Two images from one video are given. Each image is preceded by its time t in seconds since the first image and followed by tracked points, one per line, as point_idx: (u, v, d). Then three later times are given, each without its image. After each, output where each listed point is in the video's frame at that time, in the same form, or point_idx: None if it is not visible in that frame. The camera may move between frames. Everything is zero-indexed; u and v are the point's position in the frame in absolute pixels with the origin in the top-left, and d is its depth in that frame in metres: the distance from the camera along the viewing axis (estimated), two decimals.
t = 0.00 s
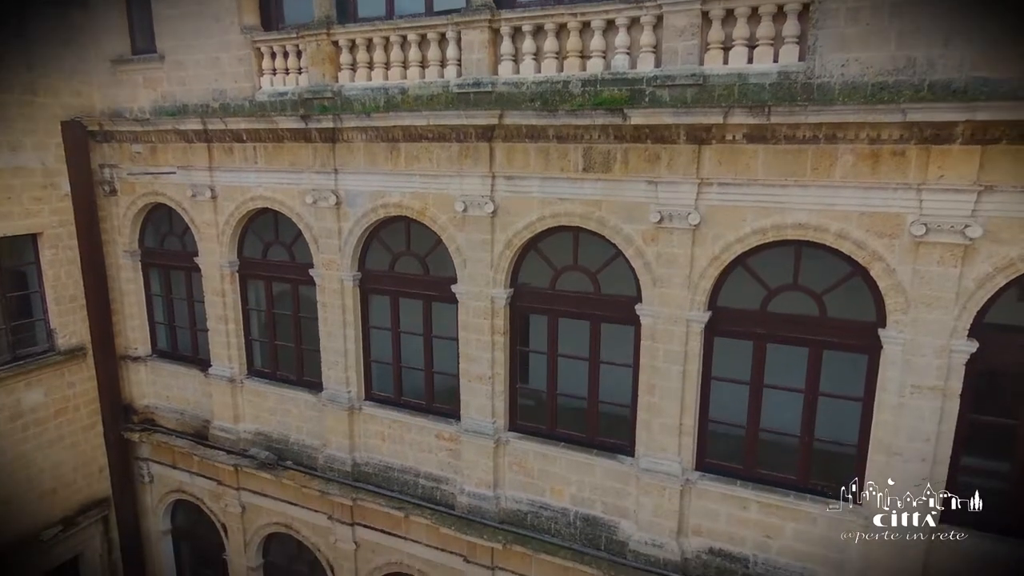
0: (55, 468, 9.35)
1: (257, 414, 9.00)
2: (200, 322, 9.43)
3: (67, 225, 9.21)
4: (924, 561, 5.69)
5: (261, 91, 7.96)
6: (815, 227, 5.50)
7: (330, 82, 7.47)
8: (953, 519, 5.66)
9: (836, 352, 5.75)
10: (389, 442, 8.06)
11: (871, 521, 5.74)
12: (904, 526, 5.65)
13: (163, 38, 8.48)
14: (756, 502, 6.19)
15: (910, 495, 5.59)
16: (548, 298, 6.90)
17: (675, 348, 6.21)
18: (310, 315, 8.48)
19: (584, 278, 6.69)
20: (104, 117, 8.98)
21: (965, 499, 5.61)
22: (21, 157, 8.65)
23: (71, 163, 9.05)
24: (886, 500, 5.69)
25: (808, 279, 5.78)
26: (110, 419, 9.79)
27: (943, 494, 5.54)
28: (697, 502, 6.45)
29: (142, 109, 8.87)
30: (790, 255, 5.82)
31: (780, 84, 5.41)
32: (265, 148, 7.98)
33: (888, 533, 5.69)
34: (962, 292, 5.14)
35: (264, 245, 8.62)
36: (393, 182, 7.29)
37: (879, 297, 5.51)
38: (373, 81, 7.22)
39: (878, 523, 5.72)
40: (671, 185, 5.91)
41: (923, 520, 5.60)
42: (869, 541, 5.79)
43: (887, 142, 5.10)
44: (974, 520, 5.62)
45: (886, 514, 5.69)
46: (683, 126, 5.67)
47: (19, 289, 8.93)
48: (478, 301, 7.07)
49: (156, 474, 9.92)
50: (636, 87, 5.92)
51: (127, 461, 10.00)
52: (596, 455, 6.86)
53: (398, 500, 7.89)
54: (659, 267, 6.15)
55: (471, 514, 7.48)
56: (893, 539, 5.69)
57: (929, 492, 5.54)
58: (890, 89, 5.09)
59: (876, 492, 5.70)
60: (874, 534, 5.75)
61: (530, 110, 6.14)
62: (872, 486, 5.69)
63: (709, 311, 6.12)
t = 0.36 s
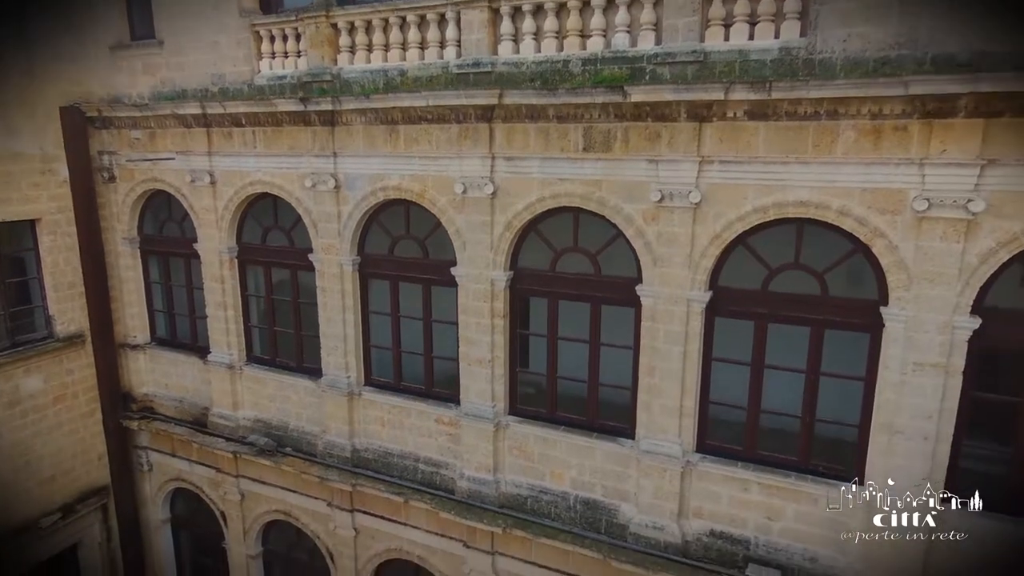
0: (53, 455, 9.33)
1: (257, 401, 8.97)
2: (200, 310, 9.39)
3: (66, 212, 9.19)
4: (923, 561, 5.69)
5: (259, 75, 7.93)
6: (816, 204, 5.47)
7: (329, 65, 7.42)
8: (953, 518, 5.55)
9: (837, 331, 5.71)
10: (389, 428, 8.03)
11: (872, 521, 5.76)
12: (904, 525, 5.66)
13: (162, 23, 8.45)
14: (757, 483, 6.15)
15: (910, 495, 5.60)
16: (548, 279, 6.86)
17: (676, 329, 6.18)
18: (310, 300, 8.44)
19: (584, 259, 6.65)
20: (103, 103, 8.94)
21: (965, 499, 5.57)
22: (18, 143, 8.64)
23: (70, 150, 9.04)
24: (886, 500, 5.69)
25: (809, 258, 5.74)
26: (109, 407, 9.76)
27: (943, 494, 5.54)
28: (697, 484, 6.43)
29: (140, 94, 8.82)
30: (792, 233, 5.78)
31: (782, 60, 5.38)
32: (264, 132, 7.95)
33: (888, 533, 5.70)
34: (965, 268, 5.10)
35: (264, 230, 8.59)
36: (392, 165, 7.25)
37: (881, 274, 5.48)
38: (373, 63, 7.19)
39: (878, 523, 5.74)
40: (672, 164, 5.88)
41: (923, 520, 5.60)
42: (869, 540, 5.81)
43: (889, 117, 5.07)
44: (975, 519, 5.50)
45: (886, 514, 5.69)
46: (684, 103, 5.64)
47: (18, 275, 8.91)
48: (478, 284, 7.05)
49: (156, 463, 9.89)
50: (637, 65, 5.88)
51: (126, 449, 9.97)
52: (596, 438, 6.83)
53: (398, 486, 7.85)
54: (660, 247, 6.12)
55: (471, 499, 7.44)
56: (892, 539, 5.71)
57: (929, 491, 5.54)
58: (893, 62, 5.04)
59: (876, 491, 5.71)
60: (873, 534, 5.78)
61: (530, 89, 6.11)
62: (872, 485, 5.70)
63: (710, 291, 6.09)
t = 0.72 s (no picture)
0: (52, 443, 9.31)
1: (256, 388, 8.94)
2: (198, 297, 9.34)
3: (65, 199, 9.17)
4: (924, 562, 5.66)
5: (257, 60, 7.87)
6: (818, 182, 5.43)
7: (329, 48, 7.37)
8: (953, 518, 5.52)
9: (839, 311, 5.67)
10: (388, 414, 7.99)
11: (872, 521, 5.73)
12: (904, 525, 5.62)
13: (161, 9, 8.42)
14: (758, 466, 6.12)
15: (910, 495, 5.57)
16: (548, 262, 6.83)
17: (677, 311, 6.14)
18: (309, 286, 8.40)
19: (584, 241, 6.61)
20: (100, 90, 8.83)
21: (965, 498, 5.46)
22: (16, 129, 8.62)
23: (69, 138, 9.00)
24: (886, 500, 5.67)
25: (811, 237, 5.70)
26: (108, 396, 9.72)
27: (943, 494, 5.52)
28: (698, 468, 6.39)
29: (138, 81, 8.74)
30: (793, 213, 5.74)
31: (784, 37, 5.29)
32: (263, 117, 7.91)
33: (889, 533, 5.69)
34: (969, 245, 5.06)
35: (264, 217, 8.55)
36: (392, 148, 7.21)
37: (884, 253, 5.44)
38: (371, 46, 7.14)
39: (878, 523, 5.71)
40: (673, 143, 5.84)
41: (924, 520, 5.56)
42: (869, 541, 5.80)
43: (892, 93, 5.03)
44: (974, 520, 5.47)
45: (886, 514, 5.67)
46: (684, 81, 5.61)
47: (16, 262, 8.89)
48: (477, 267, 7.01)
49: (155, 452, 9.85)
50: (637, 44, 5.79)
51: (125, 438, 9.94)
52: (596, 422, 6.80)
53: (397, 472, 7.81)
54: (660, 228, 6.08)
55: (471, 485, 7.40)
56: (893, 539, 5.70)
57: (929, 491, 5.53)
58: (892, 40, 4.86)
59: (876, 491, 5.69)
60: (874, 533, 5.76)
61: (530, 69, 6.09)
62: (871, 485, 5.69)
63: (710, 271, 6.05)
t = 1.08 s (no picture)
0: (50, 432, 9.27)
1: (255, 377, 8.90)
2: (197, 286, 9.29)
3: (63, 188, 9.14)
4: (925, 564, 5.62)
5: (256, 45, 7.82)
6: (821, 161, 5.39)
7: (326, 33, 7.37)
8: (952, 518, 5.51)
9: (841, 292, 5.63)
10: (388, 401, 7.96)
11: (872, 521, 5.75)
12: (904, 525, 5.63)
13: None
14: (759, 450, 6.08)
15: (910, 495, 5.57)
16: (548, 246, 6.79)
17: (677, 294, 6.10)
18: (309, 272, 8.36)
19: (584, 225, 6.57)
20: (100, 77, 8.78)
21: (965, 498, 5.46)
22: (13, 116, 8.59)
23: (68, 125, 8.98)
24: (886, 500, 5.67)
25: (813, 217, 5.65)
26: (106, 386, 9.70)
27: (943, 494, 5.51)
28: (699, 453, 6.36)
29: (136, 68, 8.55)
30: (795, 193, 5.70)
31: (786, 15, 5.14)
32: (262, 103, 7.88)
33: (889, 533, 5.68)
34: (971, 223, 5.03)
35: (263, 204, 8.52)
36: (391, 133, 7.18)
37: (886, 232, 5.40)
38: (371, 30, 7.10)
39: (878, 523, 5.72)
40: (673, 124, 5.81)
41: (923, 520, 5.57)
42: (870, 542, 5.78)
43: (894, 71, 5.00)
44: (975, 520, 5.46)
45: (886, 514, 5.68)
46: (685, 61, 5.58)
47: (13, 250, 8.85)
48: (477, 252, 6.97)
49: (153, 443, 9.82)
50: (637, 24, 5.72)
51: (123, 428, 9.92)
52: (596, 407, 6.76)
53: (397, 459, 7.77)
54: (661, 209, 6.04)
55: (471, 471, 7.37)
56: (893, 539, 5.68)
57: (929, 491, 5.52)
58: (894, 17, 4.76)
59: (876, 491, 5.70)
60: (874, 534, 5.76)
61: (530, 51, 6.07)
62: (871, 485, 5.70)
63: (711, 253, 6.01)
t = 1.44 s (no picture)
0: (47, 423, 9.18)
1: (255, 368, 8.82)
2: (195, 277, 9.26)
3: (60, 178, 9.06)
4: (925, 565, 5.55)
5: (254, 33, 7.56)
6: (823, 143, 5.36)
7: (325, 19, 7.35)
8: (952, 518, 5.53)
9: (842, 277, 5.60)
10: (387, 391, 7.92)
11: (872, 520, 5.77)
12: (904, 525, 5.66)
13: None
14: (760, 436, 6.06)
15: (910, 495, 5.61)
16: (548, 232, 6.76)
17: (677, 279, 6.07)
18: (308, 261, 8.29)
19: (584, 211, 6.54)
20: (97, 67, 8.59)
21: (965, 498, 5.48)
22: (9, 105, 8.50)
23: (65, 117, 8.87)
24: (886, 500, 5.70)
25: (815, 200, 5.60)
26: (105, 377, 9.70)
27: (943, 494, 5.53)
28: (700, 439, 6.34)
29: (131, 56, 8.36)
30: (795, 177, 5.66)
31: None
32: (261, 91, 7.82)
33: (889, 533, 5.69)
34: (973, 206, 5.02)
35: (263, 193, 8.49)
36: (391, 120, 7.12)
37: (888, 216, 5.37)
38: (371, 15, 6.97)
39: (878, 523, 5.75)
40: (674, 107, 5.78)
41: (923, 520, 5.60)
42: (870, 542, 5.74)
43: (896, 51, 4.95)
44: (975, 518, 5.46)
45: (886, 514, 5.71)
46: (685, 43, 5.55)
47: (11, 240, 8.79)
48: (477, 239, 6.93)
49: (152, 435, 9.86)
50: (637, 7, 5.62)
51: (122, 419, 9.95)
52: (596, 395, 6.72)
53: (396, 449, 7.74)
54: (662, 194, 6.01)
55: (471, 460, 7.34)
56: (894, 539, 5.67)
57: (928, 491, 5.55)
58: None
59: (876, 491, 5.72)
60: (874, 534, 5.75)
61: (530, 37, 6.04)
62: (871, 485, 5.72)
63: (711, 238, 5.98)
